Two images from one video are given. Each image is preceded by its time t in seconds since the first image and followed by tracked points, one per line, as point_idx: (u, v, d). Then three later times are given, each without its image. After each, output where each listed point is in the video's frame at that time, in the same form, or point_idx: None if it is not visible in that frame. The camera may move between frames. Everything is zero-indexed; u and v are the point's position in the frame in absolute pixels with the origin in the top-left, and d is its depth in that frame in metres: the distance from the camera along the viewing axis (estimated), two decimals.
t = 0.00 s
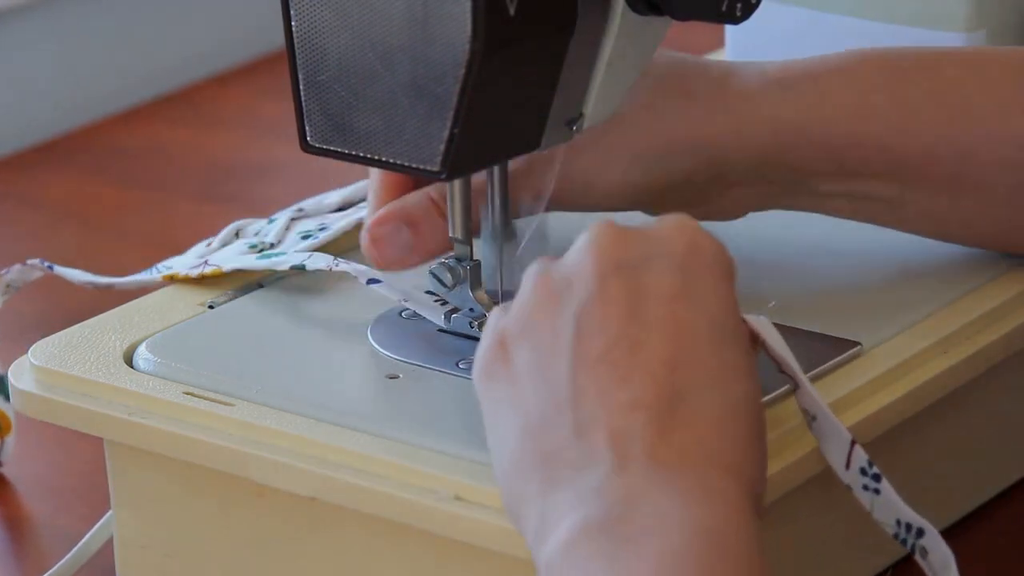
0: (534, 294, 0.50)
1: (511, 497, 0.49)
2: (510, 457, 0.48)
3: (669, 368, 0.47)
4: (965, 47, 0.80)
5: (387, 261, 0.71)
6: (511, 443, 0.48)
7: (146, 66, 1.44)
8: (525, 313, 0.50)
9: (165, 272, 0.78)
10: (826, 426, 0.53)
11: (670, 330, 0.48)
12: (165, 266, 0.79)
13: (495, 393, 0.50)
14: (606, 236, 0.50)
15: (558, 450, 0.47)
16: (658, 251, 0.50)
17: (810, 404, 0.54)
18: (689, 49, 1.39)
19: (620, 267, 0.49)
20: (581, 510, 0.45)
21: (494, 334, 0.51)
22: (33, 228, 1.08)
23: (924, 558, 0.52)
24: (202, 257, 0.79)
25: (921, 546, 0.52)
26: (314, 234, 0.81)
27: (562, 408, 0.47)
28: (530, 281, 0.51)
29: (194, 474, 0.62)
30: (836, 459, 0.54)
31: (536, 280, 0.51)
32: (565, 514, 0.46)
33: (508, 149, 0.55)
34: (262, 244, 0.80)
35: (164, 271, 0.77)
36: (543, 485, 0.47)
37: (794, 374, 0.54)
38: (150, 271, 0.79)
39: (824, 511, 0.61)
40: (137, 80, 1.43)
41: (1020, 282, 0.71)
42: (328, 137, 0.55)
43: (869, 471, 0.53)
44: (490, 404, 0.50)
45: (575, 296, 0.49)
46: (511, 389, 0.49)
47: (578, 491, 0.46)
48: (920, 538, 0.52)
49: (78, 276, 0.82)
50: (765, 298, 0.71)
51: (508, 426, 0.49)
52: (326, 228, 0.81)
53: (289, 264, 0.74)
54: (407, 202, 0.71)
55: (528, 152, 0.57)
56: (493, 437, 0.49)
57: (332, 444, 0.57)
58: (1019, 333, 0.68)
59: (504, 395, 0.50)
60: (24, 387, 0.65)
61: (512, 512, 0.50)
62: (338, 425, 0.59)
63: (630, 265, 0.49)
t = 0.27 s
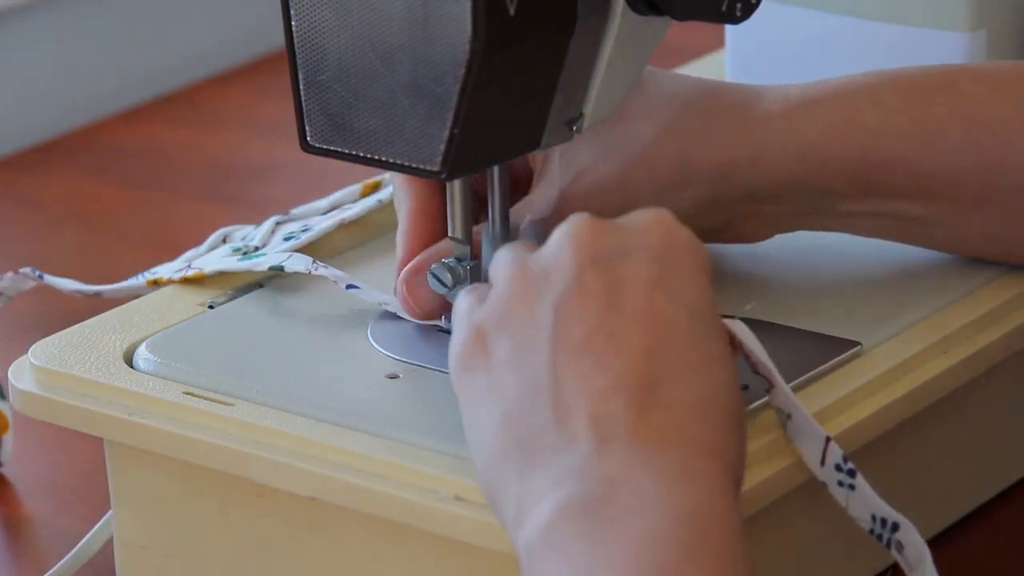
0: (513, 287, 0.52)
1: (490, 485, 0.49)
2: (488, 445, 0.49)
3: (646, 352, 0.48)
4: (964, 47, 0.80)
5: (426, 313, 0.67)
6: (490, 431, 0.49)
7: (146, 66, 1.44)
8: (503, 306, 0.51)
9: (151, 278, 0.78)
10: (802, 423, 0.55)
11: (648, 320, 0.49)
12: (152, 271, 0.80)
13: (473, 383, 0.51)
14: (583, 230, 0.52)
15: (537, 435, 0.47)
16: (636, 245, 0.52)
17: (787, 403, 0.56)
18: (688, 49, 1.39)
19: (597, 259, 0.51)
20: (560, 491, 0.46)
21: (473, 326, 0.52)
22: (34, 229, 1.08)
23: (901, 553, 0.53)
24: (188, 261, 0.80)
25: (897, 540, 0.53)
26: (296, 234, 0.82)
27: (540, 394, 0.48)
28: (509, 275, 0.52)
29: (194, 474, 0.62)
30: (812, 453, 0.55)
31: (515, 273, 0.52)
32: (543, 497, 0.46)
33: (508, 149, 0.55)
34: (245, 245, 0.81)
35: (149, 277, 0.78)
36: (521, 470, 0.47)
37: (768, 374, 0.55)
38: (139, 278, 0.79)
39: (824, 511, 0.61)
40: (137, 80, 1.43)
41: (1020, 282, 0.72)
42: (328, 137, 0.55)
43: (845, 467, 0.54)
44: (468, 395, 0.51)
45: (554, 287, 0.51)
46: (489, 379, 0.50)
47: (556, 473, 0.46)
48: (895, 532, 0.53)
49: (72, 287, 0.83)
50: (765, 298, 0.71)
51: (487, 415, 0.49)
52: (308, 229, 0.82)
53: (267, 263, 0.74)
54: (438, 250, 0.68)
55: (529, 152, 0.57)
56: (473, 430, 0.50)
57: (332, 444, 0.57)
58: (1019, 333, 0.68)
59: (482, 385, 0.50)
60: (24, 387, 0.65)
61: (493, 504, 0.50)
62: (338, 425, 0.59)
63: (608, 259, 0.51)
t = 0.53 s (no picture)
0: (508, 277, 0.52)
1: (478, 472, 0.49)
2: (478, 432, 0.49)
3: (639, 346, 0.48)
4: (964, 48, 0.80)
5: (414, 311, 0.67)
6: (480, 418, 0.49)
7: (146, 66, 1.44)
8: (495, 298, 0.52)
9: (147, 279, 0.78)
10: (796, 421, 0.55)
11: (643, 314, 0.49)
12: (148, 273, 0.80)
13: (464, 370, 0.51)
14: (579, 228, 0.52)
15: (528, 423, 0.47)
16: (631, 241, 0.52)
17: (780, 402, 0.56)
18: (688, 49, 1.39)
19: (592, 255, 0.51)
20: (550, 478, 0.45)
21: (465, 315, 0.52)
22: (34, 229, 1.08)
23: (896, 549, 0.53)
24: (183, 262, 0.80)
25: (891, 536, 0.53)
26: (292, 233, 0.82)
27: (532, 382, 0.48)
28: (505, 266, 0.53)
29: (194, 474, 0.62)
30: (806, 452, 0.55)
31: (512, 265, 0.53)
32: (531, 483, 0.46)
33: (508, 149, 0.55)
34: (240, 245, 0.81)
35: (145, 278, 0.78)
36: (511, 456, 0.47)
37: (762, 373, 0.55)
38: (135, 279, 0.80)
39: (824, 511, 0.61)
40: (137, 81, 1.43)
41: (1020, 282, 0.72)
42: (328, 137, 0.55)
43: (839, 463, 0.54)
44: (458, 383, 0.51)
45: (550, 278, 0.51)
46: (481, 367, 0.50)
47: (546, 461, 0.46)
48: (890, 528, 0.53)
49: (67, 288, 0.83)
50: (765, 298, 0.71)
51: (476, 402, 0.49)
52: (303, 228, 0.82)
53: (261, 263, 0.75)
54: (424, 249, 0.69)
55: (529, 152, 0.57)
56: (462, 417, 0.50)
57: (332, 443, 0.57)
58: (1019, 333, 0.68)
59: (473, 372, 0.50)
60: (24, 387, 0.65)
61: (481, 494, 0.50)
62: (338, 425, 0.59)
63: (604, 254, 0.52)
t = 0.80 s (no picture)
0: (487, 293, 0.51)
1: (474, 488, 0.49)
2: (472, 450, 0.49)
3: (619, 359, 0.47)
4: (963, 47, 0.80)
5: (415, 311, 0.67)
6: (472, 436, 0.49)
7: (146, 66, 1.44)
8: (476, 312, 0.51)
9: (147, 279, 0.78)
10: (818, 442, 0.55)
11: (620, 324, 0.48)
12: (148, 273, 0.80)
13: (452, 389, 0.51)
14: (554, 235, 0.51)
15: (521, 441, 0.47)
16: (602, 247, 0.51)
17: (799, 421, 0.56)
18: (689, 49, 1.39)
19: (568, 265, 0.50)
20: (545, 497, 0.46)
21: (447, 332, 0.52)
22: (34, 229, 1.08)
23: (920, 568, 0.55)
24: (183, 262, 0.80)
25: (917, 557, 0.55)
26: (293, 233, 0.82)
27: (521, 401, 0.48)
28: (484, 281, 0.52)
29: (194, 475, 0.62)
30: (828, 474, 0.56)
31: (490, 280, 0.52)
32: (527, 502, 0.46)
33: (508, 149, 0.55)
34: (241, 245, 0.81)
35: (144, 278, 0.78)
36: (506, 474, 0.47)
37: (779, 392, 0.56)
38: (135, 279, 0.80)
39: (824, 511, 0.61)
40: (137, 81, 1.43)
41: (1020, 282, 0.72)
42: (328, 137, 0.55)
43: (862, 485, 0.55)
44: (446, 400, 0.51)
45: (529, 293, 0.50)
46: (469, 385, 0.50)
47: (540, 478, 0.46)
48: (916, 549, 0.54)
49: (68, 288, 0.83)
50: (765, 297, 0.71)
51: (467, 420, 0.49)
52: (304, 227, 0.82)
53: (261, 263, 0.75)
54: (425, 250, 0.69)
55: (528, 152, 0.57)
56: (454, 435, 0.50)
57: (332, 444, 0.57)
58: (1019, 333, 0.68)
59: (461, 390, 0.50)
60: (24, 387, 0.65)
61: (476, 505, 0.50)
62: (338, 425, 0.59)
63: (579, 263, 0.50)
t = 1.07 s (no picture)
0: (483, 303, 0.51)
1: (449, 496, 0.48)
2: (450, 455, 0.48)
3: (618, 372, 0.47)
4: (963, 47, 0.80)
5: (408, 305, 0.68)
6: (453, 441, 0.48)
7: (146, 66, 1.44)
8: (471, 318, 0.50)
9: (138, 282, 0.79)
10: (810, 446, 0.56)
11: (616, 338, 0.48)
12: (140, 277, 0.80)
13: (437, 393, 0.50)
14: (561, 255, 0.51)
15: (503, 446, 0.46)
16: (606, 267, 0.51)
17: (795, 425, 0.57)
18: (688, 49, 1.39)
19: (569, 281, 0.50)
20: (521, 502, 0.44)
21: (441, 339, 0.51)
22: (34, 229, 1.08)
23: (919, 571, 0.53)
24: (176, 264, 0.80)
25: (914, 558, 0.53)
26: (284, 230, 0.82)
27: (508, 407, 0.47)
28: (481, 293, 0.51)
29: (194, 474, 0.62)
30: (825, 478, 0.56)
31: (489, 291, 0.51)
32: (502, 506, 0.45)
33: (508, 149, 0.55)
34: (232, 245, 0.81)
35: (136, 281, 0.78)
36: (484, 479, 0.46)
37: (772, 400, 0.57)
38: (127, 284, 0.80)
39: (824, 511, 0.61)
40: (137, 81, 1.43)
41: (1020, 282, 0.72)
42: (328, 137, 0.55)
43: (854, 488, 0.55)
44: (430, 406, 0.50)
45: (528, 306, 0.50)
46: (456, 390, 0.49)
47: (520, 483, 0.45)
48: (911, 550, 0.53)
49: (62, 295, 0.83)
50: (764, 297, 0.71)
51: (450, 425, 0.48)
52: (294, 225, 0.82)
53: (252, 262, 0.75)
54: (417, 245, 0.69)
55: (528, 152, 0.57)
56: (434, 440, 0.49)
57: (332, 444, 0.57)
58: (1019, 333, 0.68)
59: (447, 395, 0.49)
60: (24, 387, 0.65)
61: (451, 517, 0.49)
62: (338, 425, 0.59)
63: (581, 281, 0.50)
